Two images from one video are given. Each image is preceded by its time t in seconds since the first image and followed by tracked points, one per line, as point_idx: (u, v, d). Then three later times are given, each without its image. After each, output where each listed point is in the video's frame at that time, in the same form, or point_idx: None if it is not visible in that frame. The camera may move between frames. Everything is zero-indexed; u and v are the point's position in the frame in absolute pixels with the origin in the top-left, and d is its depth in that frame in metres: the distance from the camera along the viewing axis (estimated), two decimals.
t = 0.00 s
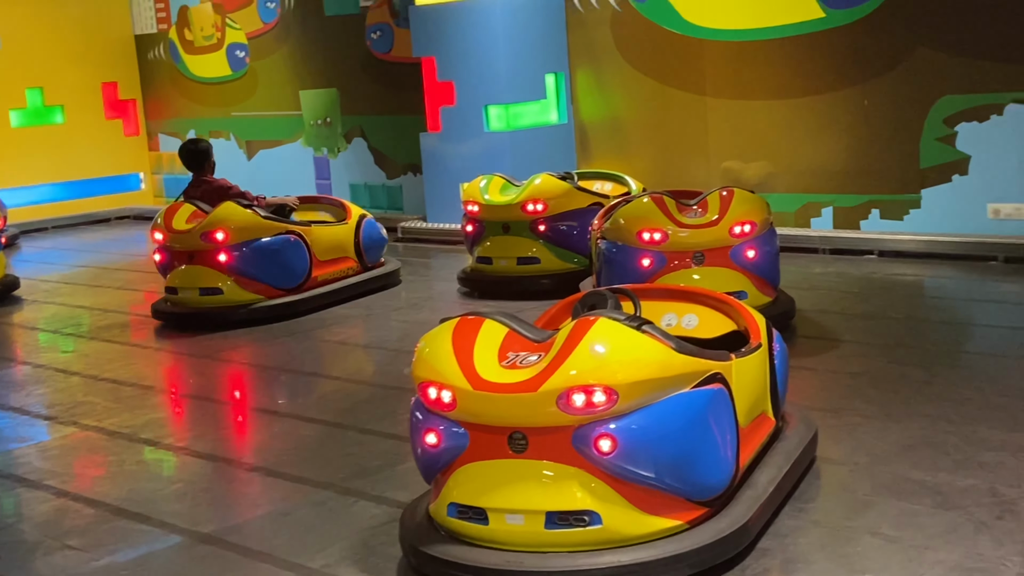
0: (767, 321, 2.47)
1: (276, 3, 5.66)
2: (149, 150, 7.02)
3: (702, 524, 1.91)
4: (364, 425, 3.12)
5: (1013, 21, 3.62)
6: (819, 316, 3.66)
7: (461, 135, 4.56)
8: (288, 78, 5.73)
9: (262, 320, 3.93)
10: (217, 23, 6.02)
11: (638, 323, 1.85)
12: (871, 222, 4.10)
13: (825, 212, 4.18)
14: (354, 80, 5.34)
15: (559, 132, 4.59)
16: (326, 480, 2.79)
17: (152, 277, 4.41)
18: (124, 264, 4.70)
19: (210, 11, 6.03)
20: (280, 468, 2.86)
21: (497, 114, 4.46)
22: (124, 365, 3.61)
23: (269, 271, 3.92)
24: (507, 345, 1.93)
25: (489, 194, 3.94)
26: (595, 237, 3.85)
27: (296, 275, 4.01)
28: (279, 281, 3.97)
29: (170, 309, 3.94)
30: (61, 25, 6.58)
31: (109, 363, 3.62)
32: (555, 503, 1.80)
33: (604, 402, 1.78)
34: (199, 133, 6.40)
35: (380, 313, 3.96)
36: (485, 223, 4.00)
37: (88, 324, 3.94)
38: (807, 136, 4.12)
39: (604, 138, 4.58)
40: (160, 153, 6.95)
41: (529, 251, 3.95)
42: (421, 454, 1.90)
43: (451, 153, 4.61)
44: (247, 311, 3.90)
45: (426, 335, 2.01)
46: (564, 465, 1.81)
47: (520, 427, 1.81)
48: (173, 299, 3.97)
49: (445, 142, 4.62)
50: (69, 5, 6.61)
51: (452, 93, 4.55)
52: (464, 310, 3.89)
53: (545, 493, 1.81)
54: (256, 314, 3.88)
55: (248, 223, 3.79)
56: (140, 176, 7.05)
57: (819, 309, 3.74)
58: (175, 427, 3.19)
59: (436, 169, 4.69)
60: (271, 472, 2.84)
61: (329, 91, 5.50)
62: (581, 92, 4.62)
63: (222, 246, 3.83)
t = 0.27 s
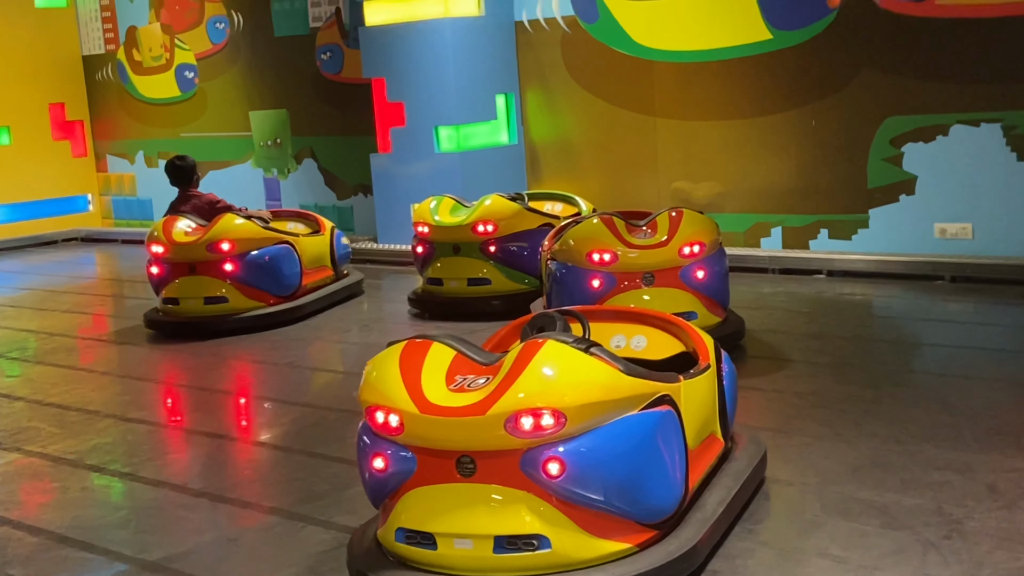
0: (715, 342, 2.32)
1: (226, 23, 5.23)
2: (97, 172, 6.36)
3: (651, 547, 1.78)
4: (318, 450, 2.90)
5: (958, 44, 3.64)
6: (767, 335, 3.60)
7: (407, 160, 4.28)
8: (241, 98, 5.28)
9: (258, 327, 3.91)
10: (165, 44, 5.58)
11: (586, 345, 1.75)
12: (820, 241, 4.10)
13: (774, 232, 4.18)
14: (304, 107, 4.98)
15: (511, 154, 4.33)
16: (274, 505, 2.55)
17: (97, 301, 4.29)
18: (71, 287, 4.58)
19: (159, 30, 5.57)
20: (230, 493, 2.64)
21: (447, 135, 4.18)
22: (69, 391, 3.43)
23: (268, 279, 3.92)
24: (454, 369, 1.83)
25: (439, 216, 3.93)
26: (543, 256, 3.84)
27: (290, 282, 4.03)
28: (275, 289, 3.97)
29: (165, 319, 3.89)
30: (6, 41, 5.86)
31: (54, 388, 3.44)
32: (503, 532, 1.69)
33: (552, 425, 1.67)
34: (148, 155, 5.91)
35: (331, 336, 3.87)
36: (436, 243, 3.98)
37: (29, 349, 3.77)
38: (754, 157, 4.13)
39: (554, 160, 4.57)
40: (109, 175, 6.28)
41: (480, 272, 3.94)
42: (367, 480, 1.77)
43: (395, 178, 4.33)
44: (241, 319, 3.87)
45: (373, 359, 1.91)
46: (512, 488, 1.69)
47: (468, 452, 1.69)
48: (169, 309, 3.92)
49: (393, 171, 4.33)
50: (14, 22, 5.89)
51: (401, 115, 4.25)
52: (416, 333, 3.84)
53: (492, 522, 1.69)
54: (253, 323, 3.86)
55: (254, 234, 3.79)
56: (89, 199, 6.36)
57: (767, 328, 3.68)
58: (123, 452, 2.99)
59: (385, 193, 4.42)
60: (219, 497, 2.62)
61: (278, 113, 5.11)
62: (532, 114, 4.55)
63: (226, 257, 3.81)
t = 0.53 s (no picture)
0: (688, 366, 2.21)
1: (204, 47, 5.04)
2: (75, 196, 6.07)
3: None
4: (293, 476, 2.82)
5: (936, 68, 3.59)
6: (744, 359, 3.48)
7: (382, 183, 4.27)
8: (220, 120, 5.07)
9: (263, 336, 4.00)
10: (143, 67, 5.38)
11: (559, 369, 1.66)
12: (795, 265, 4.04)
13: (750, 255, 4.13)
14: (284, 130, 4.79)
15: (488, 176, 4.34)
16: (245, 531, 2.45)
17: (73, 325, 4.27)
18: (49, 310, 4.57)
19: (137, 53, 5.39)
20: (203, 518, 2.56)
21: (424, 158, 4.20)
22: (42, 415, 3.39)
23: (278, 290, 4.05)
24: (427, 396, 1.73)
25: (415, 239, 3.95)
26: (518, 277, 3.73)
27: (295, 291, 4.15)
28: (284, 299, 4.10)
29: (175, 332, 3.97)
30: None
31: (28, 412, 3.40)
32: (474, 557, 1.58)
33: (525, 451, 1.57)
34: (125, 179, 5.68)
35: (306, 360, 3.84)
36: (412, 266, 3.99)
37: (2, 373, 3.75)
38: (729, 180, 4.09)
39: (531, 182, 4.53)
40: (87, 198, 6.00)
41: (456, 295, 3.95)
42: (339, 508, 1.66)
43: (370, 201, 4.32)
44: (248, 328, 3.97)
45: (344, 387, 1.81)
46: (485, 515, 1.59)
47: (440, 479, 1.60)
48: (179, 321, 4.01)
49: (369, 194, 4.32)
50: None
51: (378, 138, 4.24)
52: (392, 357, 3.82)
53: (464, 548, 1.58)
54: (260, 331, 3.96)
55: (270, 246, 3.93)
56: (66, 223, 6.06)
57: (744, 352, 3.57)
58: (96, 477, 2.91)
59: (359, 215, 4.41)
60: (191, 522, 2.53)
61: (256, 134, 4.90)
62: (509, 137, 4.55)
63: (242, 269, 3.94)
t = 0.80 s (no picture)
0: (694, 406, 2.13)
1: (212, 83, 5.06)
2: (82, 231, 6.07)
3: None
4: (294, 514, 2.79)
5: (943, 105, 3.52)
6: (749, 397, 3.38)
7: (388, 219, 4.29)
8: (228, 156, 5.07)
9: (283, 360, 4.13)
10: (152, 103, 5.39)
11: (561, 411, 1.65)
12: (802, 302, 3.95)
13: (756, 291, 4.05)
14: (291, 165, 4.79)
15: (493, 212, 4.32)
16: (245, 569, 2.42)
17: (78, 360, 4.28)
18: (56, 345, 4.58)
19: (146, 89, 5.41)
20: (205, 554, 2.52)
21: (430, 193, 4.20)
22: (47, 451, 3.40)
23: (304, 312, 4.22)
24: (430, 434, 1.71)
25: (421, 275, 3.96)
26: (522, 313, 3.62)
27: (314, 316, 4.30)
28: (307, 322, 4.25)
29: (205, 355, 4.09)
30: None
31: (33, 448, 3.42)
32: None
33: (527, 492, 1.55)
34: (133, 214, 5.68)
35: (310, 397, 3.83)
36: (417, 302, 4.00)
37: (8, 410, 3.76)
38: (736, 216, 4.03)
39: (536, 218, 4.47)
40: (94, 233, 5.99)
41: (460, 332, 3.96)
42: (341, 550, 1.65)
43: (376, 237, 4.34)
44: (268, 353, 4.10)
45: (347, 425, 1.79)
46: (488, 557, 1.56)
47: (441, 520, 1.58)
48: (210, 345, 4.14)
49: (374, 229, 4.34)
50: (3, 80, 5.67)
51: (384, 174, 4.26)
52: (396, 395, 3.80)
53: None
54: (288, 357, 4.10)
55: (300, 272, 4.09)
56: (73, 258, 6.04)
57: (749, 391, 3.48)
58: (99, 515, 2.88)
59: (365, 252, 4.43)
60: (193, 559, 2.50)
61: (263, 169, 4.91)
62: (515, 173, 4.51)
63: (273, 293, 4.09)
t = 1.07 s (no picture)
0: (705, 446, 2.13)
1: (226, 118, 5.09)
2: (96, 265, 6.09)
3: None
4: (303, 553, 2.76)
5: (958, 142, 3.47)
6: (762, 435, 3.31)
7: (401, 254, 4.30)
8: (242, 192, 5.09)
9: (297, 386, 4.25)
10: (167, 138, 5.43)
11: (571, 451, 1.69)
12: (814, 338, 3.90)
13: (769, 328, 3.99)
14: (305, 201, 4.80)
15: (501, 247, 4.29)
16: None
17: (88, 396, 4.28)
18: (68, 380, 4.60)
19: (161, 125, 5.45)
20: None
21: (443, 229, 4.22)
22: (57, 489, 3.41)
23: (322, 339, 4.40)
24: (440, 474, 1.73)
25: (433, 310, 3.97)
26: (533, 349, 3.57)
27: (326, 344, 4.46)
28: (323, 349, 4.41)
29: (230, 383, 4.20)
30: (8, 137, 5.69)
31: (43, 486, 3.43)
32: None
33: (536, 533, 1.58)
34: (147, 249, 5.71)
35: (320, 434, 3.82)
36: (429, 338, 4.01)
37: (20, 446, 3.78)
38: (748, 252, 3.98)
39: (549, 254, 4.40)
40: (107, 267, 6.02)
41: (472, 368, 3.96)
42: None
43: (389, 272, 4.35)
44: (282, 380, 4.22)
45: (356, 464, 1.81)
46: None
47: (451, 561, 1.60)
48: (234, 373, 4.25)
49: (387, 264, 4.35)
50: (17, 117, 5.74)
51: (397, 209, 4.27)
52: (407, 433, 3.78)
53: None
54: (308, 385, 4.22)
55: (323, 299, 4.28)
56: (87, 292, 6.08)
57: (763, 428, 3.41)
58: (109, 553, 2.86)
59: (377, 286, 4.43)
60: None
61: (276, 205, 4.93)
62: (528, 209, 4.43)
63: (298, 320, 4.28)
